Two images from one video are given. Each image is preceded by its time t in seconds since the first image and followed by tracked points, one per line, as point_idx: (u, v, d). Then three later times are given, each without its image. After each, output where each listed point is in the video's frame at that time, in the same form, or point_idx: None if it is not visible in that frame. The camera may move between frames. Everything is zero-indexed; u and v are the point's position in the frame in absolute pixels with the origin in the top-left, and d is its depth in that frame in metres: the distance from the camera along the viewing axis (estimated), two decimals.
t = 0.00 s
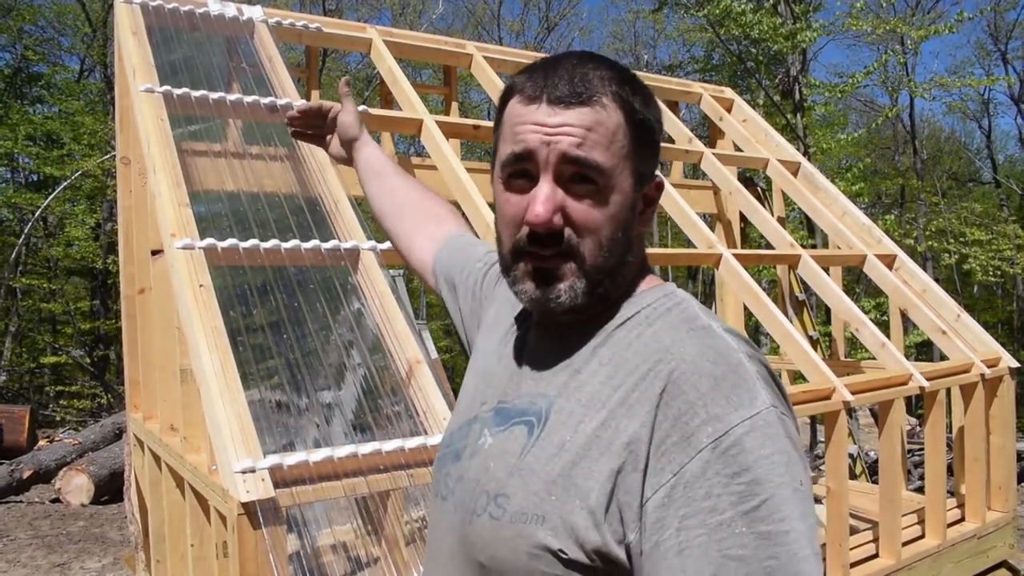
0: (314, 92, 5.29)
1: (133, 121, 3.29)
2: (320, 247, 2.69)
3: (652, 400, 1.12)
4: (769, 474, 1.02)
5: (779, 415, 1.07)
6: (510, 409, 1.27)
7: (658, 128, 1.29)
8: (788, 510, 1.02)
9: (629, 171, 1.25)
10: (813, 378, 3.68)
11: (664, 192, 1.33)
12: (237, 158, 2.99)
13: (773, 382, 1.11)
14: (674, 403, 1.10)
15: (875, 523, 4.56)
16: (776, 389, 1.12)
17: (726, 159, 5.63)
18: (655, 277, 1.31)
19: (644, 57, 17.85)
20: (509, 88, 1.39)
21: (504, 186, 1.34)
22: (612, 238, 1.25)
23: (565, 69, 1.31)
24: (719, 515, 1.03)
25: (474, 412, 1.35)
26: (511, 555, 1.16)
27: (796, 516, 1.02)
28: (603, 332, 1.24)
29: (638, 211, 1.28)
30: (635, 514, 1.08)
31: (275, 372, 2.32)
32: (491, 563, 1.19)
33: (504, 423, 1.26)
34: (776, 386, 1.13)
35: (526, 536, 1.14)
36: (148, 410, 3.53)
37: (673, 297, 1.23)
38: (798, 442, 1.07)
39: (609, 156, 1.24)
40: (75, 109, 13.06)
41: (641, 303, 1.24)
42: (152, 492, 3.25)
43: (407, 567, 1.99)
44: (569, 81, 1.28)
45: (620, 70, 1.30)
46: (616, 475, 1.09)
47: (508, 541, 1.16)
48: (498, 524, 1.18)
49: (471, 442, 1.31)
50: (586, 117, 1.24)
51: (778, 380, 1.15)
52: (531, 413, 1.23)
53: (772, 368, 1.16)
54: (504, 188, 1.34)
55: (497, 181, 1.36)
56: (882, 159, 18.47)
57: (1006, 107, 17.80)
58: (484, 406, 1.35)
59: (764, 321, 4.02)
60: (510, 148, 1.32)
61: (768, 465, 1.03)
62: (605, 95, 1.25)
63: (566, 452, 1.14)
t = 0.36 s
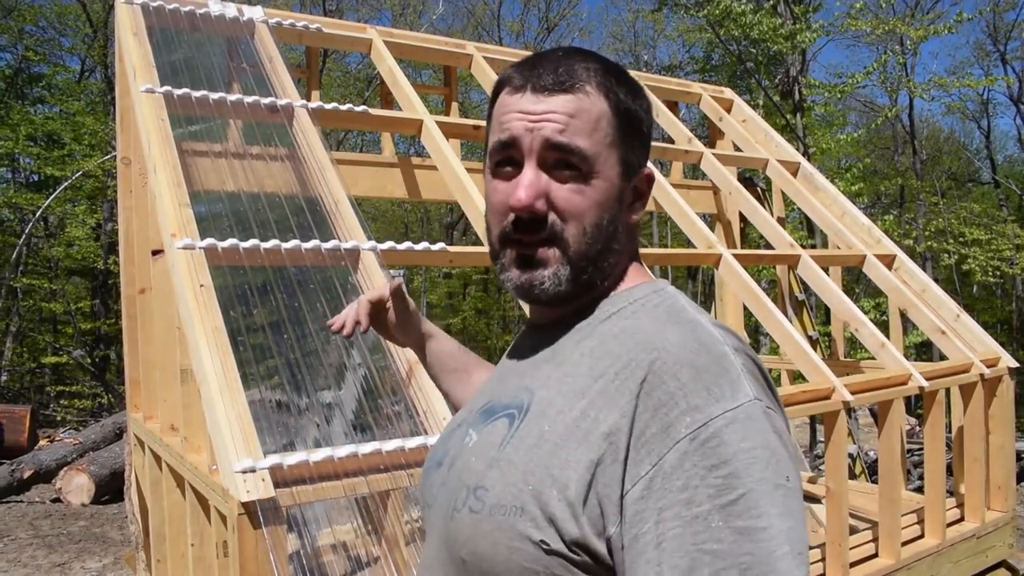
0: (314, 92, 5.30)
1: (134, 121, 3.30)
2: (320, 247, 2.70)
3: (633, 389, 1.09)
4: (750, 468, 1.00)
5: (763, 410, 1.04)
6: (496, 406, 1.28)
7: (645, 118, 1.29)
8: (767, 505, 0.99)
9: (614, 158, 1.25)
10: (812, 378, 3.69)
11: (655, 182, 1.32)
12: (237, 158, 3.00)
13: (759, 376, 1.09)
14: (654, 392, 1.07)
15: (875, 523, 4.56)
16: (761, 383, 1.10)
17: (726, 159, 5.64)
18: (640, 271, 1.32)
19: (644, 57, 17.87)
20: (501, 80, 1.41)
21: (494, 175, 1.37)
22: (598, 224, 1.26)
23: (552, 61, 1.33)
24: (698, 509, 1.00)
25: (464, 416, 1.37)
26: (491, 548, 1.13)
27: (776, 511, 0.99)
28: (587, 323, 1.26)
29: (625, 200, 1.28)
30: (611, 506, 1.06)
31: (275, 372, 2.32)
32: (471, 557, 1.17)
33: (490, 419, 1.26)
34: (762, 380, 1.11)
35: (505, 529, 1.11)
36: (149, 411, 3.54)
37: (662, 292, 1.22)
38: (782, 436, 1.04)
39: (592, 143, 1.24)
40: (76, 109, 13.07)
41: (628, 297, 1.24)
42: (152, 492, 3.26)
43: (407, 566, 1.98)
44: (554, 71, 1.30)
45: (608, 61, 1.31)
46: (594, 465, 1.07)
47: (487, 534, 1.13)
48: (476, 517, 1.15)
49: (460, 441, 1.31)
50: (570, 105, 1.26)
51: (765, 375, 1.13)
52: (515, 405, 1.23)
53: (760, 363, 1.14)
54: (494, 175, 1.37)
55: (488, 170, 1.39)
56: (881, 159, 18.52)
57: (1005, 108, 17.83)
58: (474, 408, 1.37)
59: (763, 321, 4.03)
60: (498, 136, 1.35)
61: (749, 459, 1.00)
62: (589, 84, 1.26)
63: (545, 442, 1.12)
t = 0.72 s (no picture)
0: (314, 92, 5.30)
1: (134, 121, 3.30)
2: (320, 247, 2.70)
3: (629, 378, 1.10)
4: (743, 450, 0.99)
5: (755, 394, 1.03)
6: (500, 401, 1.27)
7: (640, 124, 1.30)
8: (761, 485, 0.98)
9: (610, 160, 1.26)
10: (813, 379, 3.69)
11: (650, 183, 1.32)
12: (237, 158, 3.00)
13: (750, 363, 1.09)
14: (648, 380, 1.07)
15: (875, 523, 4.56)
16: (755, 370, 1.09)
17: (726, 159, 5.64)
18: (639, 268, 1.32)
19: (644, 57, 17.85)
20: (499, 85, 1.42)
21: (493, 177, 1.37)
22: (595, 223, 1.26)
23: (548, 65, 1.34)
24: (691, 491, 1.00)
25: (471, 414, 1.36)
26: (495, 535, 1.12)
27: (769, 491, 0.99)
28: (586, 320, 1.26)
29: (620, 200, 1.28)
30: (610, 490, 1.06)
31: (275, 372, 2.32)
32: (477, 548, 1.16)
33: (495, 413, 1.26)
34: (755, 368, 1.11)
35: (509, 516, 1.11)
36: (149, 411, 3.54)
37: (659, 286, 1.22)
38: (774, 421, 1.04)
39: (588, 144, 1.25)
40: (76, 109, 13.08)
41: (626, 294, 1.24)
42: (153, 492, 3.26)
43: (407, 567, 1.99)
44: (551, 75, 1.31)
45: (603, 67, 1.31)
46: (592, 452, 1.07)
47: (490, 522, 1.14)
48: (479, 506, 1.16)
49: (466, 437, 1.31)
50: (566, 109, 1.26)
51: (759, 363, 1.12)
52: (519, 399, 1.23)
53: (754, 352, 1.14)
54: (493, 177, 1.38)
55: (487, 172, 1.39)
56: (881, 159, 18.53)
57: (1005, 108, 17.84)
58: (479, 407, 1.36)
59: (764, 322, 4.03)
60: (497, 139, 1.36)
61: (741, 440, 1.00)
62: (584, 88, 1.27)
63: (545, 431, 1.13)
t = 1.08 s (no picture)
0: (314, 92, 5.29)
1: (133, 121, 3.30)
2: (320, 247, 2.70)
3: (659, 381, 1.13)
4: (772, 438, 1.04)
5: (774, 385, 1.08)
6: (531, 405, 1.29)
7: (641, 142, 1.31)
8: (790, 469, 1.03)
9: (614, 176, 1.27)
10: (813, 379, 3.69)
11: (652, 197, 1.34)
12: (237, 158, 3.00)
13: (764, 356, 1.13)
14: (677, 381, 1.11)
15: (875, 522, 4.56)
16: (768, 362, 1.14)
17: (726, 159, 5.63)
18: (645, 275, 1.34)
19: (644, 57, 17.82)
20: (505, 108, 1.43)
21: (504, 197, 1.38)
22: (602, 237, 1.27)
23: (552, 88, 1.35)
24: (727, 479, 1.04)
25: (499, 419, 1.38)
26: (546, 532, 1.15)
27: (797, 473, 1.03)
28: (602, 325, 1.28)
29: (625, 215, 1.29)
30: (652, 483, 1.09)
31: (275, 372, 2.32)
32: (527, 545, 1.19)
33: (528, 418, 1.28)
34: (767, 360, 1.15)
35: (557, 513, 1.14)
36: (148, 411, 3.54)
37: (669, 290, 1.26)
38: (793, 407, 1.08)
39: (593, 163, 1.26)
40: (75, 109, 13.08)
41: (639, 299, 1.26)
42: (153, 493, 3.26)
43: (407, 567, 2.00)
44: (555, 98, 1.32)
45: (605, 89, 1.33)
46: (631, 451, 1.11)
47: (538, 520, 1.16)
48: (526, 507, 1.18)
49: (498, 443, 1.32)
50: (571, 130, 1.28)
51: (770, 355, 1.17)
52: (552, 403, 1.25)
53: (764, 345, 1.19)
54: (504, 197, 1.38)
55: (497, 193, 1.40)
56: (881, 159, 18.54)
57: (1005, 108, 17.84)
58: (507, 412, 1.37)
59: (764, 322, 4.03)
60: (506, 160, 1.36)
61: (769, 429, 1.04)
62: (587, 110, 1.29)
63: (583, 432, 1.16)
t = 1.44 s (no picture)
0: (314, 92, 5.31)
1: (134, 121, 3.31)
2: (320, 247, 2.71)
3: (699, 387, 1.12)
4: (817, 457, 1.02)
5: (821, 400, 1.06)
6: (564, 405, 1.29)
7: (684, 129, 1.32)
8: (833, 491, 1.01)
9: (654, 165, 1.28)
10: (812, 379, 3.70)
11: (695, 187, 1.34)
12: (237, 158, 3.01)
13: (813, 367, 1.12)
14: (719, 389, 1.10)
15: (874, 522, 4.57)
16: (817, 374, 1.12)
17: (725, 158, 5.64)
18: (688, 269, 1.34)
19: (644, 57, 17.84)
20: (541, 98, 1.43)
21: (542, 189, 1.38)
22: (644, 230, 1.28)
23: (591, 75, 1.35)
24: (765, 497, 1.03)
25: (531, 415, 1.38)
26: (569, 539, 1.15)
27: (842, 496, 1.02)
28: (642, 323, 1.28)
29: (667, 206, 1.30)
30: (686, 495, 1.08)
31: (275, 372, 2.33)
32: (550, 550, 1.19)
33: (559, 417, 1.28)
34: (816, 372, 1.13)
35: (583, 521, 1.14)
36: (149, 411, 3.55)
37: (715, 289, 1.25)
38: (842, 425, 1.06)
39: (635, 152, 1.27)
40: (76, 110, 13.11)
41: (682, 298, 1.26)
42: (153, 492, 3.27)
43: (407, 566, 2.00)
44: (595, 85, 1.32)
45: (645, 76, 1.33)
46: (665, 461, 1.10)
47: (564, 527, 1.16)
48: (553, 513, 1.18)
49: (529, 439, 1.32)
50: (612, 118, 1.28)
51: (819, 366, 1.15)
52: (584, 404, 1.25)
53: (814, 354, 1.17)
54: (542, 189, 1.39)
55: (535, 185, 1.40)
56: (880, 159, 18.55)
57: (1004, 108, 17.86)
58: (540, 408, 1.37)
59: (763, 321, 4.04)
60: (544, 150, 1.37)
61: (814, 448, 1.03)
62: (629, 95, 1.29)
63: (616, 438, 1.15)
